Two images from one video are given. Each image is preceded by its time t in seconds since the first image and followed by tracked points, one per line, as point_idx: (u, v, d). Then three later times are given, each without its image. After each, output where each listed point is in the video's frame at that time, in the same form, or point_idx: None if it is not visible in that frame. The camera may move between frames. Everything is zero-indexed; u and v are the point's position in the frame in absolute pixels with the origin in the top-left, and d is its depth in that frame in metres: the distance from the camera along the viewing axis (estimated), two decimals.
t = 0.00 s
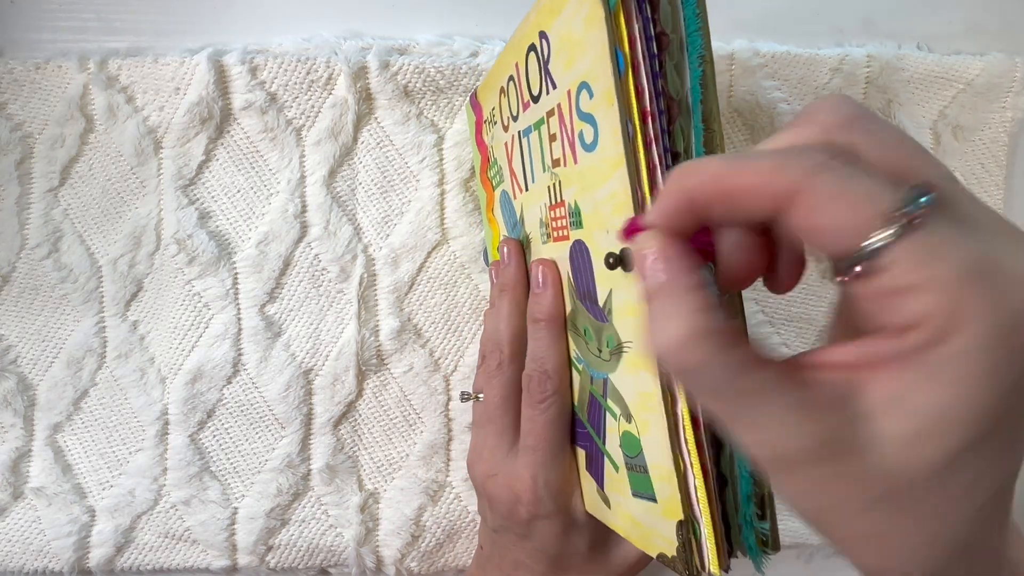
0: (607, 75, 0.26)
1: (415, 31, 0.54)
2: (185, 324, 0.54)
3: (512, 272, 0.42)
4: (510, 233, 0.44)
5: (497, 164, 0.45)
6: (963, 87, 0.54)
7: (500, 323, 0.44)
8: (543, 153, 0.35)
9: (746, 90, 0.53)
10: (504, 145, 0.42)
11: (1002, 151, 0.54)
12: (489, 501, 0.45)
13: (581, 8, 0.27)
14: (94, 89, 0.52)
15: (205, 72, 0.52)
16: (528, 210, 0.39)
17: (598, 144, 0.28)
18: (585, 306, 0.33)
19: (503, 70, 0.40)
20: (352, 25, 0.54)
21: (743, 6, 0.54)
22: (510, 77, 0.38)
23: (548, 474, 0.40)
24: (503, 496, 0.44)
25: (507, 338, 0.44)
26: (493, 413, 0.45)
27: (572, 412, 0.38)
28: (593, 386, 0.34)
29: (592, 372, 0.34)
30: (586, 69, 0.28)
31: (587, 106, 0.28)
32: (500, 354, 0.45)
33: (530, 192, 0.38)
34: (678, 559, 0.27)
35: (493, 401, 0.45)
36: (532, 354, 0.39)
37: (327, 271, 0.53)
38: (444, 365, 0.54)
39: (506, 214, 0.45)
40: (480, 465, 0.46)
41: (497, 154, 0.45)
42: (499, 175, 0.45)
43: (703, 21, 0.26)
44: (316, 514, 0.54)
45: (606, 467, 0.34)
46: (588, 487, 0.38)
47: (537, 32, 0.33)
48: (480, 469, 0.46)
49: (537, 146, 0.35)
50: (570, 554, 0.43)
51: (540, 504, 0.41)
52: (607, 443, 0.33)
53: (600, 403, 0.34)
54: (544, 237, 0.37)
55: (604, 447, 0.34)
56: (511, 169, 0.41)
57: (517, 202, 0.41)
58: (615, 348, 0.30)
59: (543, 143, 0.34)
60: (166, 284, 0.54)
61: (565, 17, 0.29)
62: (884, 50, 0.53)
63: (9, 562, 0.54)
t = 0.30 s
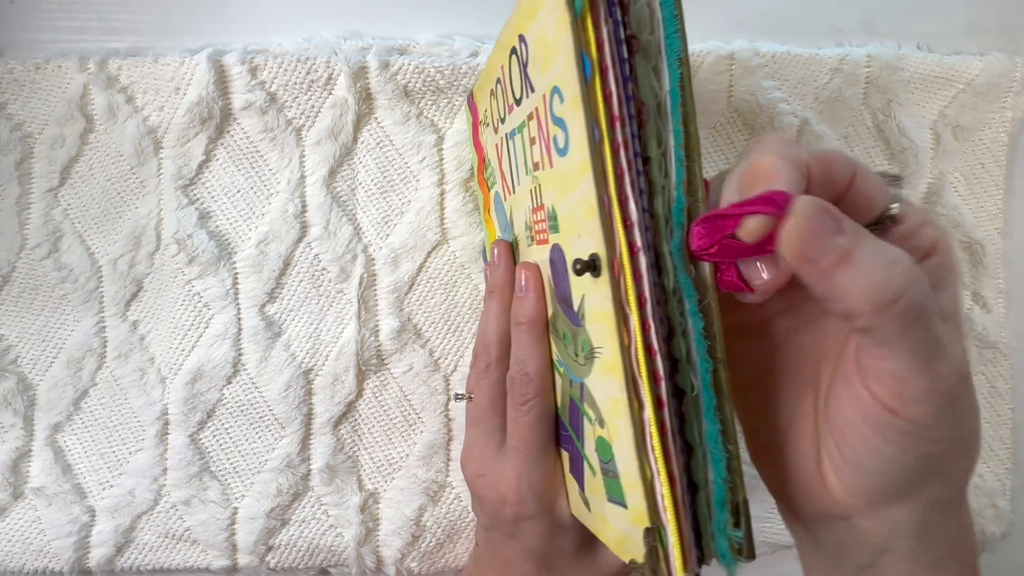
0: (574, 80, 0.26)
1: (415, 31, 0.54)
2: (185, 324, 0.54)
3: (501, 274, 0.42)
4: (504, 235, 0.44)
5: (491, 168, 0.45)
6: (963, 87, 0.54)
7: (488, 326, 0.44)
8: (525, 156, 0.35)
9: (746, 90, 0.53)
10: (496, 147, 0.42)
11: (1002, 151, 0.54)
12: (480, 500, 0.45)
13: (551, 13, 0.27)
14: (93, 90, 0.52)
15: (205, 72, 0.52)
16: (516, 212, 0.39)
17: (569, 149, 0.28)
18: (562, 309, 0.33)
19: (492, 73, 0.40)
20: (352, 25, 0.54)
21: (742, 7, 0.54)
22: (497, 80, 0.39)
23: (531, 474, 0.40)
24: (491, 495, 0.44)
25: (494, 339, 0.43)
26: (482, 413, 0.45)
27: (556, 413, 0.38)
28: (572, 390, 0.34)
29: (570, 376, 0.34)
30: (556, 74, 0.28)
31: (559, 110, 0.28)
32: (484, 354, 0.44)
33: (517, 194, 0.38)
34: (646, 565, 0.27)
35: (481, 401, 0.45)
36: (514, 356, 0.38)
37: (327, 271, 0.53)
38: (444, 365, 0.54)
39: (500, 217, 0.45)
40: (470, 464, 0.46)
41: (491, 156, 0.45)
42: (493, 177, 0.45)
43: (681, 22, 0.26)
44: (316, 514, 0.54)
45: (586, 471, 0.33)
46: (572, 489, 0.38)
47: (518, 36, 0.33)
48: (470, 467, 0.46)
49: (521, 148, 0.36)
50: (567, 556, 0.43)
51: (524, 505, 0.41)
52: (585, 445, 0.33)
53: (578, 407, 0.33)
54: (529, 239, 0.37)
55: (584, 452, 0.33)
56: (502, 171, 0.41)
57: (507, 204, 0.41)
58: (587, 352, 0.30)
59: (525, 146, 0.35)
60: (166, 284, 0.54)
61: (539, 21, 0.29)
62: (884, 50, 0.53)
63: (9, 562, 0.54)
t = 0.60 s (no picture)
0: (546, 86, 0.26)
1: (415, 31, 0.54)
2: (185, 324, 0.54)
3: (492, 275, 0.42)
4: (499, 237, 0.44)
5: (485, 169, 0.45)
6: (963, 87, 0.54)
7: (479, 326, 0.44)
8: (510, 159, 0.35)
9: (746, 90, 0.53)
10: (488, 149, 0.42)
11: (1002, 151, 0.54)
12: (473, 499, 0.45)
13: (525, 18, 0.27)
14: (93, 89, 0.52)
15: (205, 72, 0.52)
16: (506, 213, 0.39)
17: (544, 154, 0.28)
18: (544, 312, 0.33)
19: (483, 74, 0.40)
20: (353, 25, 0.54)
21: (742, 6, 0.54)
22: (487, 83, 0.39)
23: (518, 476, 0.40)
24: (482, 495, 0.43)
25: (486, 338, 0.44)
26: (474, 413, 0.45)
27: (544, 414, 0.38)
28: (556, 394, 0.34)
29: (553, 379, 0.34)
30: (531, 80, 0.28)
31: (534, 115, 0.28)
32: (475, 353, 0.44)
33: (506, 197, 0.38)
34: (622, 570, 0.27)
35: (473, 400, 0.45)
36: (501, 357, 0.38)
37: (327, 271, 0.53)
38: (444, 365, 0.54)
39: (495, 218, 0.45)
40: (462, 462, 0.46)
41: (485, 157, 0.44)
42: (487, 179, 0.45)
43: (666, 23, 0.25)
44: (316, 514, 0.54)
45: (570, 474, 0.33)
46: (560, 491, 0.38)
47: (500, 40, 0.33)
48: (462, 466, 0.46)
49: (507, 151, 0.35)
50: (564, 556, 0.43)
51: (511, 505, 0.41)
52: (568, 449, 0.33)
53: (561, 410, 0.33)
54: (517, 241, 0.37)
55: (567, 455, 0.33)
56: (493, 172, 0.41)
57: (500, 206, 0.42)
58: (566, 356, 0.30)
59: (510, 149, 0.35)
60: (166, 284, 0.54)
61: (515, 25, 0.29)
62: (884, 50, 0.53)
63: (9, 562, 0.54)
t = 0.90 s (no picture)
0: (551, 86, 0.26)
1: (415, 31, 0.54)
2: (185, 324, 0.54)
3: (494, 276, 0.43)
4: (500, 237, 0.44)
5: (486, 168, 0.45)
6: (963, 87, 0.54)
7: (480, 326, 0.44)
8: (514, 159, 0.35)
9: (746, 90, 0.53)
10: (490, 149, 0.42)
11: (1002, 151, 0.54)
12: (474, 499, 0.45)
13: (530, 18, 0.27)
14: (93, 89, 0.52)
15: (205, 72, 0.52)
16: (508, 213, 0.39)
17: (549, 154, 0.28)
18: (548, 312, 0.33)
19: (485, 74, 0.40)
20: (353, 26, 0.54)
21: (742, 6, 0.54)
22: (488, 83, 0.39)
23: (519, 476, 0.40)
24: (484, 496, 0.43)
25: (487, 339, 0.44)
26: (474, 414, 0.45)
27: (546, 414, 0.38)
28: (559, 395, 0.34)
29: (556, 380, 0.34)
30: (537, 79, 0.28)
31: (539, 114, 0.28)
32: (477, 354, 0.44)
33: (508, 197, 0.38)
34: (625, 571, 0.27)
35: (474, 402, 0.45)
36: (504, 357, 0.38)
37: (327, 271, 0.53)
38: (444, 365, 0.54)
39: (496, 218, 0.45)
40: (463, 463, 0.46)
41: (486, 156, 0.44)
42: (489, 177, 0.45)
43: (668, 25, 0.25)
44: (317, 514, 0.54)
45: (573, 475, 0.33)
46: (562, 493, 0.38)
47: (504, 39, 0.33)
48: (464, 467, 0.46)
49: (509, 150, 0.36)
50: (565, 556, 0.43)
51: (513, 506, 0.41)
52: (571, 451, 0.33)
53: (564, 411, 0.33)
54: (519, 241, 0.37)
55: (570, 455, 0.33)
56: (495, 172, 0.41)
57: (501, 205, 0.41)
58: (570, 356, 0.30)
59: (513, 149, 0.34)
60: (166, 284, 0.54)
61: (520, 24, 0.29)
62: (884, 50, 0.53)
63: (8, 562, 0.54)
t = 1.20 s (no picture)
0: (569, 82, 0.26)
1: (415, 31, 0.54)
2: (185, 324, 0.54)
3: (498, 275, 0.42)
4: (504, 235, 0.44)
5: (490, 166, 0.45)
6: (963, 87, 0.54)
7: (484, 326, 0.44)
8: (524, 156, 0.35)
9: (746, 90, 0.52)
10: (495, 147, 0.42)
11: (1002, 151, 0.54)
12: (476, 498, 0.45)
13: (547, 15, 0.27)
14: (93, 89, 0.52)
15: (205, 72, 0.52)
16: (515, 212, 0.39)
17: (566, 151, 0.27)
18: (560, 310, 0.33)
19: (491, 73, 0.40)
20: (353, 26, 0.54)
21: (742, 6, 0.54)
22: (495, 80, 0.39)
23: (525, 475, 0.40)
24: (487, 496, 0.44)
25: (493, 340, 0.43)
26: (477, 414, 0.45)
27: (553, 413, 0.38)
28: (570, 393, 0.33)
29: (567, 378, 0.34)
30: (553, 76, 0.28)
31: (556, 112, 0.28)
32: (481, 353, 0.44)
33: (516, 195, 0.38)
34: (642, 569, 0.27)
35: (478, 402, 0.45)
36: (512, 357, 0.38)
37: (327, 271, 0.53)
38: (444, 365, 0.54)
39: (500, 218, 0.45)
40: (466, 463, 0.46)
41: (490, 155, 0.44)
42: (492, 176, 0.44)
43: (692, 23, 0.25)
44: (316, 514, 0.54)
45: (584, 473, 0.33)
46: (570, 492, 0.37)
47: (515, 36, 0.33)
48: (466, 467, 0.46)
49: (520, 147, 0.35)
50: (566, 556, 0.42)
51: (518, 506, 0.41)
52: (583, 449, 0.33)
53: (575, 408, 0.33)
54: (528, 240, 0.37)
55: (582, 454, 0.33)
56: (501, 172, 0.41)
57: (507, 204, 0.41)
58: (585, 354, 0.29)
59: (524, 147, 0.34)
60: (166, 284, 0.54)
61: (536, 22, 0.29)
62: (884, 50, 0.53)
63: (8, 562, 0.54)
